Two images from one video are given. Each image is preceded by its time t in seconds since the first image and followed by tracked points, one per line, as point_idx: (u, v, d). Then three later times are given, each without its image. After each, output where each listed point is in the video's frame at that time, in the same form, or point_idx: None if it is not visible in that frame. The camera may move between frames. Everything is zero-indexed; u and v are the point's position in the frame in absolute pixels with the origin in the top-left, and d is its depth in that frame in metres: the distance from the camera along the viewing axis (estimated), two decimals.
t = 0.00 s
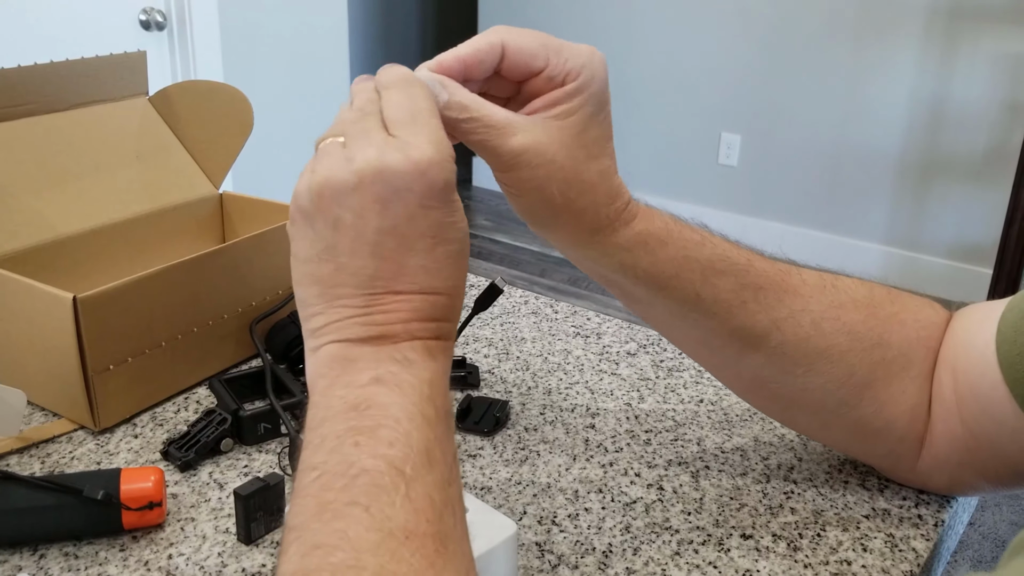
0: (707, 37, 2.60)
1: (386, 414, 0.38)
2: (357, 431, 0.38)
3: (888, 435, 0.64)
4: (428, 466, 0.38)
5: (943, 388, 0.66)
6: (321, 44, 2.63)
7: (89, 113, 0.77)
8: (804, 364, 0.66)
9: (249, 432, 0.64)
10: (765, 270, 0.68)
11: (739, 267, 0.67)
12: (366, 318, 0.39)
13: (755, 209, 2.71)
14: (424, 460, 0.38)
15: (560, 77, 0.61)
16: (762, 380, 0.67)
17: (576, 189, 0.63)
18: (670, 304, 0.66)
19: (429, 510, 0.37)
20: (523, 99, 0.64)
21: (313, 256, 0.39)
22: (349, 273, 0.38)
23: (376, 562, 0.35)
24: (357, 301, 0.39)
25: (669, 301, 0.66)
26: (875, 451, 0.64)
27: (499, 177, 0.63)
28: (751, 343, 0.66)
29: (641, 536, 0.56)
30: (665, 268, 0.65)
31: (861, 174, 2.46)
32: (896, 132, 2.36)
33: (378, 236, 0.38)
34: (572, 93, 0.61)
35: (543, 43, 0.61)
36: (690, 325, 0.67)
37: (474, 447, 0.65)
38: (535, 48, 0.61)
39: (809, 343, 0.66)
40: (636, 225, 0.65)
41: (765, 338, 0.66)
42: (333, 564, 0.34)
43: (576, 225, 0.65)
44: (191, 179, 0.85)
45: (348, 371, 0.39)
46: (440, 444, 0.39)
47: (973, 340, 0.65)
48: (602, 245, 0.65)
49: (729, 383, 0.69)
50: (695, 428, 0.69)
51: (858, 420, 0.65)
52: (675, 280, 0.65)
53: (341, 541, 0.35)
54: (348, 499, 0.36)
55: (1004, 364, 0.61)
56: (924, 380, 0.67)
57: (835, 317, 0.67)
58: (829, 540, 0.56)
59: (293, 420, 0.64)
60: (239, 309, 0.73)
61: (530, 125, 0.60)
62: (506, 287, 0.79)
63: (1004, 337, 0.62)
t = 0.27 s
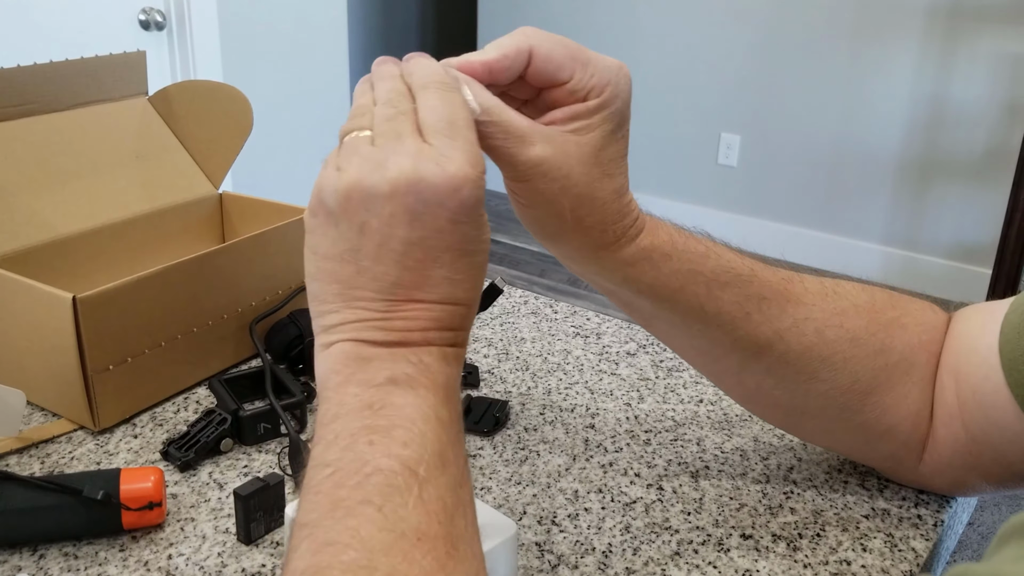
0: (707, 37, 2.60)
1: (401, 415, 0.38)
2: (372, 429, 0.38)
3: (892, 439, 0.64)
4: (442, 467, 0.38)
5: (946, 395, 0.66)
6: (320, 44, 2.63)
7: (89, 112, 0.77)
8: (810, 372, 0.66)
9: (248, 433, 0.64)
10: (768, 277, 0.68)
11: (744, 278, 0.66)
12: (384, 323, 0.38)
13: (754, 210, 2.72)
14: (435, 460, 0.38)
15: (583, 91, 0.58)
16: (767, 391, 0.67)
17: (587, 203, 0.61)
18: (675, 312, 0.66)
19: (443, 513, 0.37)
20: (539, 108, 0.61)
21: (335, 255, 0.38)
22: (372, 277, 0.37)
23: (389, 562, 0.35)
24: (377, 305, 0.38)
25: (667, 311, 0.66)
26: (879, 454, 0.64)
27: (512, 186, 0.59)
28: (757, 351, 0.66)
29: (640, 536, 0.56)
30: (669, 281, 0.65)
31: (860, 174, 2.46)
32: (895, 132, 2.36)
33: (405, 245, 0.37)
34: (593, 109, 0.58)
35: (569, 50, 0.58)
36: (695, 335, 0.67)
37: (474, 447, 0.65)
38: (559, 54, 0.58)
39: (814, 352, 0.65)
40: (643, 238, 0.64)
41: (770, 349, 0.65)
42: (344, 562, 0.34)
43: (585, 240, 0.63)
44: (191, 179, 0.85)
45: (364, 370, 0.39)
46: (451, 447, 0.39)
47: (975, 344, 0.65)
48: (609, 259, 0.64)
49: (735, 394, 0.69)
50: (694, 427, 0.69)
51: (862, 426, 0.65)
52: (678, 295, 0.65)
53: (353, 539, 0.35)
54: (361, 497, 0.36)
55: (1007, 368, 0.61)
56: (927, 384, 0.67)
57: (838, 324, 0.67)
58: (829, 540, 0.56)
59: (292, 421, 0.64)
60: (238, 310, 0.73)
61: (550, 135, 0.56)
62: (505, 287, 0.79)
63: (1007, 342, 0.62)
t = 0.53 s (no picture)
0: (708, 36, 2.59)
1: (393, 408, 0.38)
2: (362, 421, 0.38)
3: (895, 438, 0.64)
4: (432, 464, 0.39)
5: (949, 391, 0.66)
6: (322, 43, 2.63)
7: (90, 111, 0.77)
8: (818, 365, 0.66)
9: (249, 432, 0.64)
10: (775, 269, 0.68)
11: (755, 267, 0.67)
12: (376, 311, 0.38)
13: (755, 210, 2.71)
14: (426, 455, 0.38)
15: (581, 70, 0.60)
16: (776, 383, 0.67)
17: (602, 183, 0.60)
18: (688, 304, 0.66)
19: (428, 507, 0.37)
20: (540, 92, 0.62)
21: (331, 235, 0.37)
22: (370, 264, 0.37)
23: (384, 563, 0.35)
24: (372, 292, 0.38)
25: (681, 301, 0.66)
26: (882, 452, 0.64)
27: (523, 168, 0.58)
28: (767, 343, 0.66)
29: (641, 535, 0.56)
30: (683, 269, 0.65)
31: (861, 174, 2.46)
32: (896, 132, 2.36)
33: (410, 234, 0.36)
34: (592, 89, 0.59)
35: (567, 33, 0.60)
36: (704, 327, 0.67)
37: (475, 446, 0.65)
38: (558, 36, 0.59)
39: (822, 345, 0.65)
40: (655, 222, 0.65)
41: (781, 340, 0.66)
42: (337, 557, 0.34)
43: (598, 226, 0.63)
44: (191, 179, 0.85)
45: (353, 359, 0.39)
46: (440, 443, 0.40)
47: (978, 341, 0.65)
48: (622, 244, 0.64)
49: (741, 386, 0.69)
50: (695, 427, 0.69)
51: (866, 424, 0.65)
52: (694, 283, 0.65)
53: (344, 535, 0.35)
54: (353, 491, 0.36)
55: (1007, 367, 0.61)
56: (929, 380, 0.67)
57: (847, 316, 0.67)
58: (830, 540, 0.56)
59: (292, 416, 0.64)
60: (239, 309, 0.73)
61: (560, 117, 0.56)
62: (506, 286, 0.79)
63: (1008, 338, 0.61)
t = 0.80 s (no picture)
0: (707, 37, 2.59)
1: (377, 403, 0.36)
2: (347, 419, 0.36)
3: (885, 428, 0.65)
4: (421, 459, 0.37)
5: (942, 386, 0.67)
6: (322, 43, 2.63)
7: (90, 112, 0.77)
8: (810, 351, 0.67)
9: (249, 432, 0.64)
10: (782, 258, 0.68)
11: (760, 254, 0.67)
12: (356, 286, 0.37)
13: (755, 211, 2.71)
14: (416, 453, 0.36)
15: (566, 67, 0.58)
16: (770, 367, 0.68)
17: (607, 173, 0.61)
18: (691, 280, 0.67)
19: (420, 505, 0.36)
20: (525, 85, 0.61)
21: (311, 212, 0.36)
22: (349, 235, 0.36)
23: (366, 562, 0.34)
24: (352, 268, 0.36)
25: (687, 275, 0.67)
26: (872, 446, 0.65)
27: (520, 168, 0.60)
28: (764, 325, 0.67)
29: (640, 535, 0.56)
30: (687, 247, 0.66)
31: (860, 174, 2.46)
32: (894, 133, 2.36)
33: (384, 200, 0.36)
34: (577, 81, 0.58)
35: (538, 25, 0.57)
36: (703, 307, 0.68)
37: (474, 447, 0.65)
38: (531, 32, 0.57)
39: (819, 330, 0.67)
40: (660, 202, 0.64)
41: (777, 322, 0.67)
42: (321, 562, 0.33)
43: (601, 209, 0.64)
44: (191, 179, 0.85)
45: (336, 350, 0.37)
46: (431, 437, 0.37)
47: (973, 339, 0.65)
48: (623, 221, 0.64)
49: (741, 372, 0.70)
50: (695, 428, 0.70)
51: (857, 410, 0.66)
52: (697, 259, 0.66)
53: (329, 539, 0.34)
54: (336, 493, 0.35)
55: (1002, 363, 0.62)
56: (924, 376, 0.67)
57: (849, 306, 0.67)
58: (828, 540, 0.56)
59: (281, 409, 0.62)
60: (239, 308, 0.73)
61: (554, 117, 0.58)
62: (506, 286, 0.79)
63: (1002, 338, 0.63)
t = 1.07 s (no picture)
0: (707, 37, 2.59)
1: (355, 396, 0.38)
2: (328, 418, 0.37)
3: (878, 429, 0.65)
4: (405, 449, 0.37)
5: (940, 387, 0.66)
6: (322, 43, 2.62)
7: (91, 112, 0.77)
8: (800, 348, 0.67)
9: (249, 432, 0.64)
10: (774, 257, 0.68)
11: (749, 253, 0.67)
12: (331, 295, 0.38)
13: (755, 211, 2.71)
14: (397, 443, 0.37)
15: (515, 91, 0.58)
16: (762, 367, 0.68)
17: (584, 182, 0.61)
18: (675, 281, 0.68)
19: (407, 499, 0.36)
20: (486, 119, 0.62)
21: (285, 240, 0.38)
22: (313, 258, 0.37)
23: (349, 560, 0.33)
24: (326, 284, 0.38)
25: (672, 272, 0.67)
26: (866, 447, 0.65)
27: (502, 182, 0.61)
28: (752, 324, 0.67)
29: (640, 536, 0.56)
30: (672, 246, 0.66)
31: (860, 175, 2.46)
32: (894, 133, 2.36)
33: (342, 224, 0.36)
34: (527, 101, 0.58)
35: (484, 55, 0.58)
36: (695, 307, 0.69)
37: (474, 448, 0.65)
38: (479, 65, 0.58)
39: (807, 329, 0.67)
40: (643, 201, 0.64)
41: (764, 321, 0.67)
42: (305, 564, 0.33)
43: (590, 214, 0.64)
44: (192, 179, 0.85)
45: (318, 346, 0.40)
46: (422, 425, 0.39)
47: (976, 343, 0.65)
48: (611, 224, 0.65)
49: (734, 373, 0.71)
50: (695, 429, 0.70)
51: (849, 411, 0.66)
52: (684, 257, 0.66)
53: (312, 539, 0.34)
54: (318, 493, 0.35)
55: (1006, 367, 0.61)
56: (921, 376, 0.67)
57: (835, 306, 0.67)
58: (828, 541, 0.56)
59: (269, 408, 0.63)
60: (239, 308, 0.73)
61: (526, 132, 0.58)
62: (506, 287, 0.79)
63: (1009, 346, 0.62)
